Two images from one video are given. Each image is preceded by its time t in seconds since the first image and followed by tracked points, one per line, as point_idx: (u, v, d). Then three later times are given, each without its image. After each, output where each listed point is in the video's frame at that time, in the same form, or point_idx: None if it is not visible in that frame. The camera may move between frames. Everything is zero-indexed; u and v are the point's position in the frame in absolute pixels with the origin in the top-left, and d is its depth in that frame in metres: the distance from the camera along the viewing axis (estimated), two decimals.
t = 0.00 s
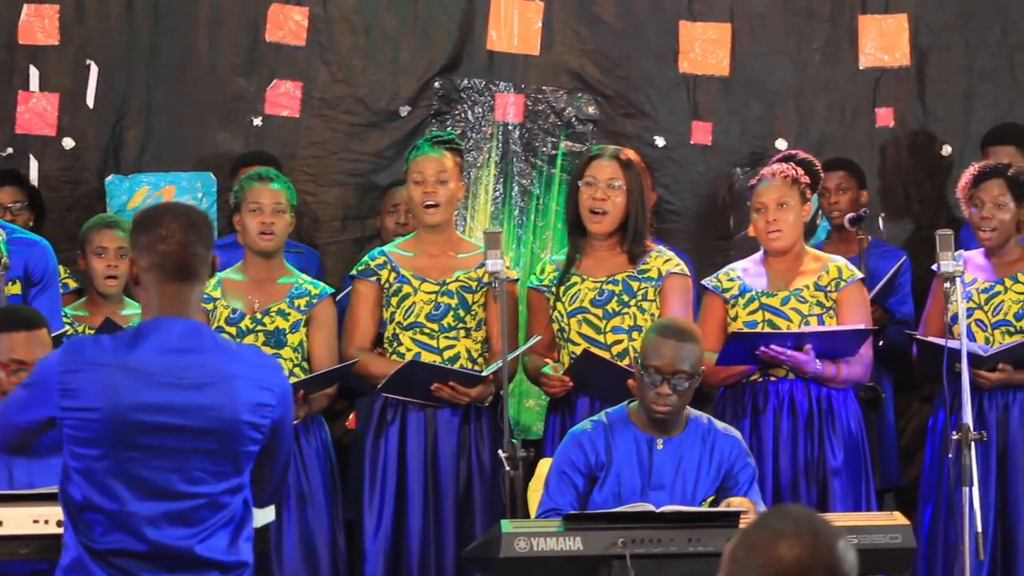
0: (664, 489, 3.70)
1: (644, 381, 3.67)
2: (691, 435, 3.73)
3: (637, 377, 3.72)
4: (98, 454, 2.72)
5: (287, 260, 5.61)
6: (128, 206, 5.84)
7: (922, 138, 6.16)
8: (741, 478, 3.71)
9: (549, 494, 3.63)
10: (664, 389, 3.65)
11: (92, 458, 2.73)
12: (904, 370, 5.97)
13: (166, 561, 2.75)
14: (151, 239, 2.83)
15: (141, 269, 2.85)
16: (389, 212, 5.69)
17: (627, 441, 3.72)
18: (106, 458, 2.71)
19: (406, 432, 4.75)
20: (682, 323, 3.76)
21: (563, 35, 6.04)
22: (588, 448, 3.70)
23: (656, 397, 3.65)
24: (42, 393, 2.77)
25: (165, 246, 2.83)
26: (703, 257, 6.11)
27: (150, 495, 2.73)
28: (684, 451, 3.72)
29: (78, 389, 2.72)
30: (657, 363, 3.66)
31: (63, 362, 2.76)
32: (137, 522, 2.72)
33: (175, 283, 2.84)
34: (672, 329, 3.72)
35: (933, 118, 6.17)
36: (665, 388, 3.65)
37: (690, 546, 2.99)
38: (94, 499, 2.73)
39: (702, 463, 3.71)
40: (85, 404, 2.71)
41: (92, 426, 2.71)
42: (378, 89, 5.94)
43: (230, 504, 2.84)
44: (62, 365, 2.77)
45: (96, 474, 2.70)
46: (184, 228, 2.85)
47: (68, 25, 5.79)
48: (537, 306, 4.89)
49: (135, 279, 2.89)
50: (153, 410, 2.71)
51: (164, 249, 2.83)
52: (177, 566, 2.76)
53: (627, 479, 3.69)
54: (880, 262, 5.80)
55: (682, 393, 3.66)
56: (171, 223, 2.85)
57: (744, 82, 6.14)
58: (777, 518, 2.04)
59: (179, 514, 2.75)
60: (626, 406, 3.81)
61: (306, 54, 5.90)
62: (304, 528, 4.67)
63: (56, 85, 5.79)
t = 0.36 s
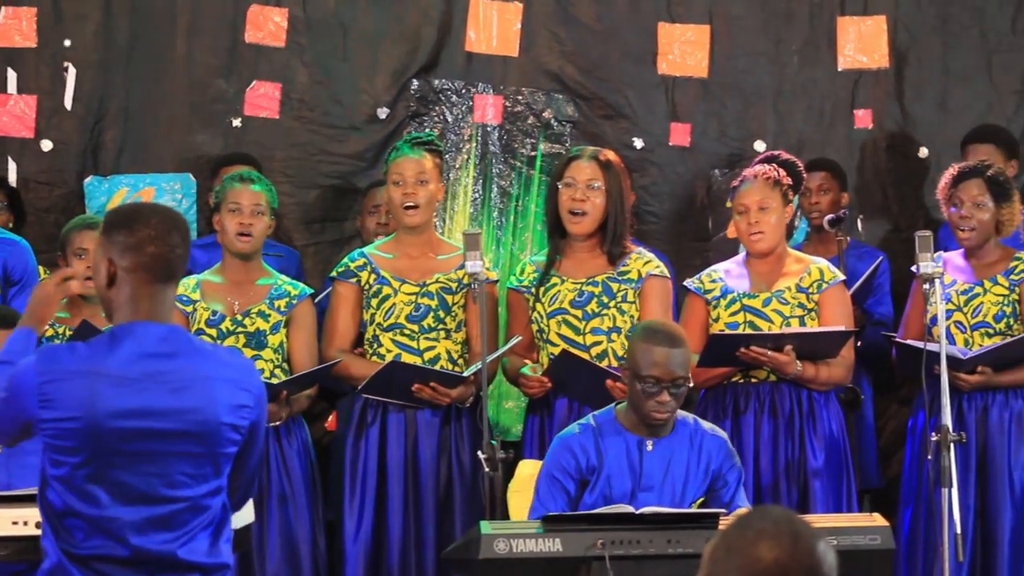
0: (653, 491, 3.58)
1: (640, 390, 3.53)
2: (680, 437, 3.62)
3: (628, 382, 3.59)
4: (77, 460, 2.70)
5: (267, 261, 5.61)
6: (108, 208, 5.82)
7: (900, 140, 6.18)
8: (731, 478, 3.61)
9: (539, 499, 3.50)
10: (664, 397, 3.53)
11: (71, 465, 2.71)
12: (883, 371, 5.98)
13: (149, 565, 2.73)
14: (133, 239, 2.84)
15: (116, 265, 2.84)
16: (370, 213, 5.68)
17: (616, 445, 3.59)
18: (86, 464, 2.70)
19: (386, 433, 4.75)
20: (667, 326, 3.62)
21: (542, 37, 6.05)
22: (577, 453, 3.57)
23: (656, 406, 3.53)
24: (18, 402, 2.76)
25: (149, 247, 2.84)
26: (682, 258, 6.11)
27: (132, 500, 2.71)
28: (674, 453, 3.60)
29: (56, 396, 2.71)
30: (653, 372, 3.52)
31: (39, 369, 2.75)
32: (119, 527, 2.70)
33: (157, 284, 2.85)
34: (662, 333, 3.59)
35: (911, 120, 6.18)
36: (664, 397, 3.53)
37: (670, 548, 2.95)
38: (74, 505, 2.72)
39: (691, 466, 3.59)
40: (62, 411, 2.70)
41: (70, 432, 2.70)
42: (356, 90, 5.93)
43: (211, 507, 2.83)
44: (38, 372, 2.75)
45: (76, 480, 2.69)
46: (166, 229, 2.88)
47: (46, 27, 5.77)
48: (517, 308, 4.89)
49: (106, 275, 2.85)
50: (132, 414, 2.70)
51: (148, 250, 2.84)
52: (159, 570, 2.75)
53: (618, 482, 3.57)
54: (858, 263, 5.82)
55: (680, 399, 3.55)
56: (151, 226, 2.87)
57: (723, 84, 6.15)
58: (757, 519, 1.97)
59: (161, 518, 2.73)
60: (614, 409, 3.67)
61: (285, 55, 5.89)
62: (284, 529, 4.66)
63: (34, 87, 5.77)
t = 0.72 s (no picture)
0: (634, 494, 3.57)
1: (618, 393, 3.52)
2: (661, 440, 3.61)
3: (609, 384, 3.58)
4: (56, 466, 2.68)
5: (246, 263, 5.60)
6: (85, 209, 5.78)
7: (876, 142, 6.21)
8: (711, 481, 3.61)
9: (517, 499, 3.51)
10: (641, 402, 3.51)
11: (49, 470, 2.69)
12: (861, 373, 6.00)
13: (127, 569, 2.73)
14: (110, 240, 2.82)
15: (94, 267, 2.81)
16: (347, 214, 5.67)
17: (598, 447, 3.58)
18: (64, 470, 2.68)
19: (365, 434, 4.73)
20: (652, 330, 3.60)
21: (520, 39, 6.06)
22: (558, 454, 3.57)
23: (632, 410, 3.52)
24: None
25: (129, 250, 2.83)
26: (660, 260, 6.11)
27: (112, 505, 2.70)
28: (654, 456, 3.59)
29: (33, 402, 2.69)
30: (632, 376, 3.50)
31: (15, 375, 2.73)
32: (98, 533, 2.69)
33: (134, 287, 2.84)
34: (644, 337, 3.56)
35: (888, 122, 6.21)
36: (642, 401, 3.51)
37: (647, 549, 2.95)
38: (52, 511, 2.70)
39: (671, 470, 3.59)
40: (40, 417, 2.68)
41: (49, 438, 2.68)
42: (333, 92, 5.92)
43: (189, 510, 2.82)
44: (14, 378, 2.73)
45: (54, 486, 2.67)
46: (144, 231, 2.86)
47: (23, 29, 5.74)
48: (495, 309, 4.89)
49: (82, 277, 2.83)
50: (112, 419, 2.68)
51: (129, 254, 2.82)
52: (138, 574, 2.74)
53: (598, 484, 3.56)
54: (836, 264, 5.83)
55: (657, 404, 3.53)
56: (129, 227, 2.85)
57: (699, 86, 6.16)
58: (733, 521, 1.96)
59: (141, 523, 2.73)
60: (596, 409, 3.67)
61: (262, 57, 5.88)
62: (263, 531, 4.64)
63: (11, 89, 5.74)
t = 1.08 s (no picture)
0: (617, 495, 3.57)
1: (601, 393, 3.52)
2: (645, 442, 3.61)
3: (592, 385, 3.57)
4: (33, 465, 2.67)
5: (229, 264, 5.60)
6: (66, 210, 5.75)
7: (857, 143, 6.22)
8: (694, 482, 3.61)
9: (499, 499, 3.51)
10: (624, 402, 3.51)
11: (26, 470, 2.68)
12: (843, 374, 6.02)
13: (105, 568, 2.73)
14: (89, 239, 2.81)
15: (72, 266, 2.80)
16: (328, 214, 5.68)
17: (581, 448, 3.58)
18: (41, 469, 2.67)
19: (348, 435, 4.73)
20: (637, 332, 3.61)
21: (501, 40, 6.07)
22: (541, 455, 3.57)
23: (615, 410, 3.52)
24: None
25: (108, 249, 2.82)
26: (642, 262, 6.12)
27: (89, 505, 2.70)
28: (638, 458, 3.59)
29: (11, 401, 2.68)
30: (615, 376, 3.51)
31: None
32: (75, 533, 2.68)
33: (112, 286, 2.84)
34: (628, 338, 3.57)
35: (868, 123, 6.22)
36: (625, 401, 3.51)
37: (630, 550, 2.94)
38: (30, 511, 2.69)
39: (654, 472, 3.59)
40: (17, 416, 2.67)
41: (26, 437, 2.67)
42: (314, 93, 5.92)
43: (166, 510, 2.82)
44: None
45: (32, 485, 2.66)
46: (123, 231, 2.86)
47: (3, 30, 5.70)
48: (478, 309, 4.90)
49: (59, 276, 2.81)
50: (89, 419, 2.67)
51: (108, 253, 2.82)
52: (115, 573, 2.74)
53: (582, 484, 3.56)
54: (819, 265, 5.85)
55: (640, 405, 3.54)
56: (107, 226, 2.84)
57: (681, 88, 6.18)
58: (715, 523, 1.95)
59: (118, 522, 2.72)
60: (580, 410, 3.67)
61: (243, 59, 5.87)
62: (246, 533, 4.63)
63: None
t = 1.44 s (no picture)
0: (598, 496, 3.57)
1: (582, 394, 3.53)
2: (625, 443, 3.61)
3: (574, 387, 3.58)
4: (11, 468, 2.65)
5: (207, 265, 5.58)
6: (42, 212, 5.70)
7: (834, 145, 6.25)
8: (673, 482, 3.62)
9: (482, 502, 3.52)
10: (605, 403, 3.51)
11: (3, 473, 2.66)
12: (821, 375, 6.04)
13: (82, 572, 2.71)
14: (71, 240, 2.81)
15: (53, 266, 2.80)
16: (307, 215, 5.66)
17: (562, 448, 3.58)
18: (19, 473, 2.66)
19: (326, 436, 4.72)
20: (617, 332, 3.61)
21: (479, 42, 6.07)
22: (522, 456, 3.57)
23: (596, 411, 3.51)
24: None
25: (90, 250, 2.82)
26: (620, 263, 6.13)
27: (67, 508, 2.68)
28: (619, 458, 3.60)
29: None
30: (596, 377, 3.50)
31: None
32: (53, 536, 2.67)
33: (93, 287, 2.83)
34: (608, 338, 3.57)
35: (845, 125, 6.25)
36: (605, 402, 3.51)
37: (609, 551, 2.94)
38: (7, 514, 2.67)
39: (636, 472, 3.59)
40: None
41: (3, 440, 2.64)
42: (292, 94, 5.91)
43: (146, 515, 2.81)
44: None
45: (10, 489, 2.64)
46: (105, 232, 2.85)
47: None
48: (457, 310, 4.90)
49: (42, 277, 2.80)
50: (68, 422, 2.66)
51: (90, 253, 2.81)
52: None
53: (562, 485, 3.56)
54: (797, 267, 5.86)
55: (621, 406, 3.53)
56: (89, 227, 2.84)
57: (658, 90, 6.19)
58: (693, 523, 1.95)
59: (96, 526, 2.71)
60: (561, 412, 3.66)
61: (220, 60, 5.86)
62: (224, 534, 4.62)
63: None
